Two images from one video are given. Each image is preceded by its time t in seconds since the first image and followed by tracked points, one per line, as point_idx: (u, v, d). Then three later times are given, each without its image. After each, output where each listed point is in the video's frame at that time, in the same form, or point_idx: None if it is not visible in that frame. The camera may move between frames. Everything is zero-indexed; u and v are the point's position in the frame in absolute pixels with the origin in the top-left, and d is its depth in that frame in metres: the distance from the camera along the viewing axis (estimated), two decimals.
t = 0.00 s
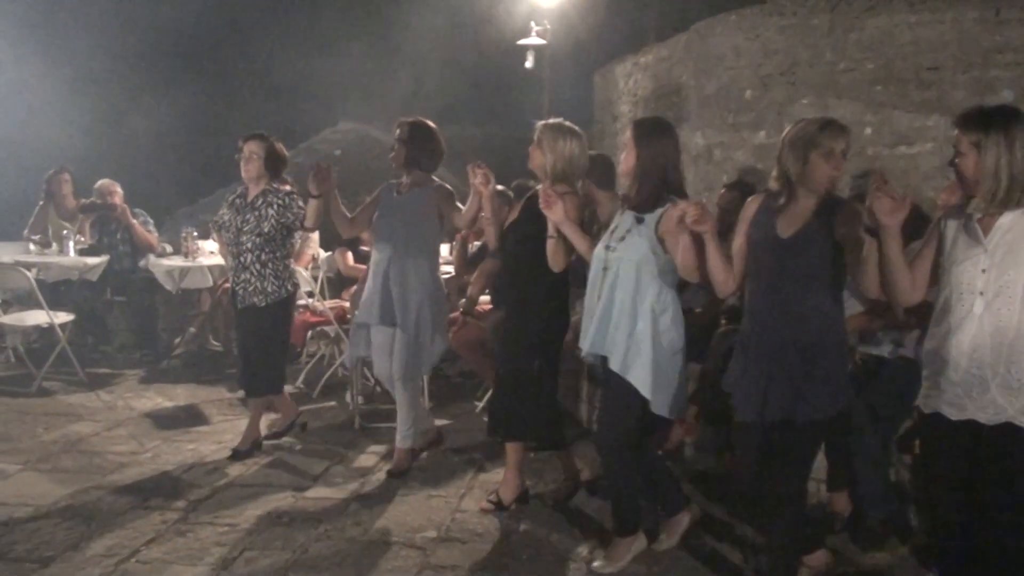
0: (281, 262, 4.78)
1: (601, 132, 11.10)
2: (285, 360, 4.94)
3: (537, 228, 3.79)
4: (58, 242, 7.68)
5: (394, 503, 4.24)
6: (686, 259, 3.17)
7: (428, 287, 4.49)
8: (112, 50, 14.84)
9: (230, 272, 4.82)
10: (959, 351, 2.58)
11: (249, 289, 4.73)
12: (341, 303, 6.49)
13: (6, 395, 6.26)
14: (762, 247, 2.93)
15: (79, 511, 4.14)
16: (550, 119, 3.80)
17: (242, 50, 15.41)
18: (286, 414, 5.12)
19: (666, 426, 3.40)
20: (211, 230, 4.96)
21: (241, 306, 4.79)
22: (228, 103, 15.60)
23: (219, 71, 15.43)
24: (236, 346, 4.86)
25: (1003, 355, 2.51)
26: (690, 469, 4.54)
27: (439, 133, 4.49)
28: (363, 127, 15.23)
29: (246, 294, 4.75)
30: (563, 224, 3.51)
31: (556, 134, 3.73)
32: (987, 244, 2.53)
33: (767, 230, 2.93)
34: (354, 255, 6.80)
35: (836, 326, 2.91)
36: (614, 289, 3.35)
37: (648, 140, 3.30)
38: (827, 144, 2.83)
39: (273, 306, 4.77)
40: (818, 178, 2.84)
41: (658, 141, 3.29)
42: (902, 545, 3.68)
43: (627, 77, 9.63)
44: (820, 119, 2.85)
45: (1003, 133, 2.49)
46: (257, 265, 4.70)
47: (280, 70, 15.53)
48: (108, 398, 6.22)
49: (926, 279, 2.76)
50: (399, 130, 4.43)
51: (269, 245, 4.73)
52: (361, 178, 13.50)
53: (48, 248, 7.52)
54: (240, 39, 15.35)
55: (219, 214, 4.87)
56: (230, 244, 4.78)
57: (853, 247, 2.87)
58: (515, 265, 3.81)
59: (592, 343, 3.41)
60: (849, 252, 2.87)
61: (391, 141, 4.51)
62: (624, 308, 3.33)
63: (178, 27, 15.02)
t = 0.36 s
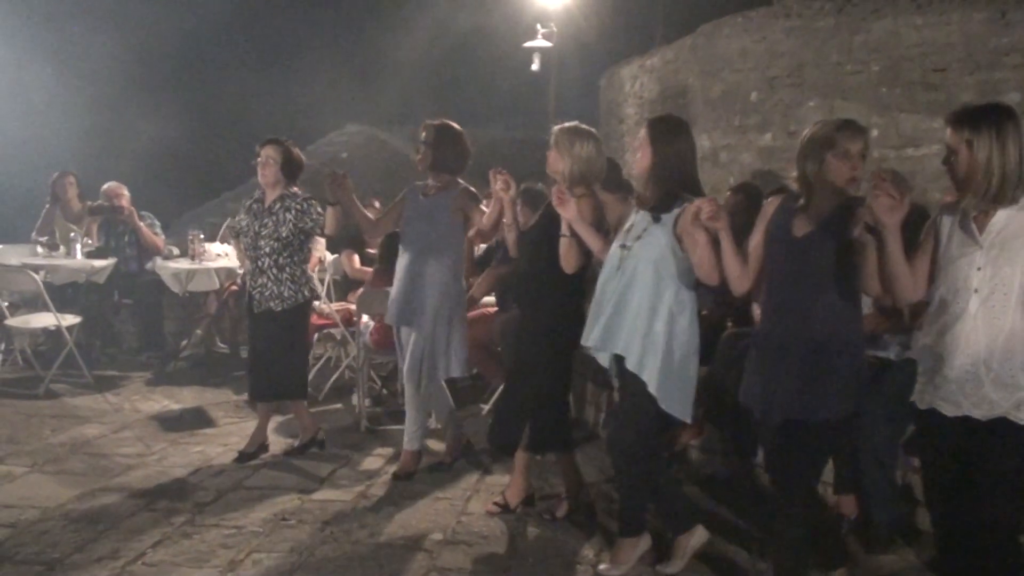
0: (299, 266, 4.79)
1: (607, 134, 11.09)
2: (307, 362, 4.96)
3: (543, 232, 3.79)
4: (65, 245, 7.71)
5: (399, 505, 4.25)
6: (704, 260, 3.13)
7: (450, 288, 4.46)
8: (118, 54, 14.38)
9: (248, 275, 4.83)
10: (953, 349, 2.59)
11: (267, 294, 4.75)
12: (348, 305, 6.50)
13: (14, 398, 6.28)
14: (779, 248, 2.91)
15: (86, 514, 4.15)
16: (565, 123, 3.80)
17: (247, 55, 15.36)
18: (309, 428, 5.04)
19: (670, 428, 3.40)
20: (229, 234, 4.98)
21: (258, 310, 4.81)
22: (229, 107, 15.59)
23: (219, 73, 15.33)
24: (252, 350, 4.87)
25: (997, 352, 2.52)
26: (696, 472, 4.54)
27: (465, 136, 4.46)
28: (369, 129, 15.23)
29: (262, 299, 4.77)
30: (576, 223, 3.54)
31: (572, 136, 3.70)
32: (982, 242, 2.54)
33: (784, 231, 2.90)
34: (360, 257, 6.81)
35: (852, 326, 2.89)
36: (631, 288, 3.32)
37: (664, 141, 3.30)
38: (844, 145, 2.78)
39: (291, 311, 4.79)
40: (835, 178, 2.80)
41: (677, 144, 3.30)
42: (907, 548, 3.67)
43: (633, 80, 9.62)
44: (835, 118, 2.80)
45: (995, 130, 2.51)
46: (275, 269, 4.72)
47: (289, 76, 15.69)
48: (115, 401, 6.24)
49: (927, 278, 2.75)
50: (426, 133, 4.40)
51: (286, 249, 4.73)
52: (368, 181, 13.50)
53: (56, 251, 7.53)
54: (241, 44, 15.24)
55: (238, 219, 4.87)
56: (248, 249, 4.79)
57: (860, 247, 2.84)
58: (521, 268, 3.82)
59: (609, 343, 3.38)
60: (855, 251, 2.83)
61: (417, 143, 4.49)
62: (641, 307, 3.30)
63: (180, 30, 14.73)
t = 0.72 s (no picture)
0: (320, 269, 4.80)
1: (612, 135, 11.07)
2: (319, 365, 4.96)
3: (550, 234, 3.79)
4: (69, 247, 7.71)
5: (405, 507, 4.25)
6: (736, 273, 3.11)
7: (473, 294, 4.47)
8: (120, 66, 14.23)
9: (269, 279, 4.80)
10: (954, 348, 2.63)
11: (290, 297, 4.71)
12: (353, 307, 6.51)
13: (19, 400, 6.28)
14: (807, 257, 2.99)
15: (91, 516, 4.15)
16: (589, 124, 3.79)
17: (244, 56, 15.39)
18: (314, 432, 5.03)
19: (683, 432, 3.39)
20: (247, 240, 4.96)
21: (280, 313, 4.75)
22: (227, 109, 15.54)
23: (219, 76, 15.25)
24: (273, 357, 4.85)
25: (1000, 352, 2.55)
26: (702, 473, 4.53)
27: (484, 143, 4.46)
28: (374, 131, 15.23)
29: (285, 302, 4.73)
30: (601, 232, 3.48)
31: (597, 139, 3.73)
32: (989, 242, 2.57)
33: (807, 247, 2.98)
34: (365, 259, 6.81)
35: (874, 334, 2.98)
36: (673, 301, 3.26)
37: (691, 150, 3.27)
38: (866, 157, 2.84)
39: (314, 314, 4.77)
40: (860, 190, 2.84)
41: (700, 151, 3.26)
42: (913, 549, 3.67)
43: (637, 80, 9.61)
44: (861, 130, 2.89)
45: (1004, 133, 2.55)
46: (299, 273, 4.72)
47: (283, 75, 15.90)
48: (120, 403, 6.24)
49: (935, 280, 2.72)
50: (443, 138, 4.38)
51: (309, 254, 4.75)
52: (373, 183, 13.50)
53: (61, 254, 7.53)
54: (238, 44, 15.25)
55: (256, 225, 4.85)
56: (269, 254, 4.78)
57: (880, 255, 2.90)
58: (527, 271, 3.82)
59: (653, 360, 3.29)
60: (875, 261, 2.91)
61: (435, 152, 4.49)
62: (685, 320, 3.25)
63: (179, 36, 14.61)
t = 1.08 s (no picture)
0: (327, 265, 4.78)
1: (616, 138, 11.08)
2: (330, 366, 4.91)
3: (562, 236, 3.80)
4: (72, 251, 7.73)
5: (407, 510, 4.25)
6: (758, 266, 3.02)
7: (486, 292, 4.43)
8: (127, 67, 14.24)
9: (277, 278, 4.79)
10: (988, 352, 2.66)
11: (298, 295, 4.70)
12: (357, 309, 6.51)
13: (22, 403, 6.29)
14: (829, 254, 3.00)
15: (94, 519, 4.15)
16: (603, 118, 3.77)
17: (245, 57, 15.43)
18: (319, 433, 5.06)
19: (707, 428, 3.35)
20: (253, 240, 4.95)
21: (290, 312, 4.75)
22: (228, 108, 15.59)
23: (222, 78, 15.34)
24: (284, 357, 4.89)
25: None
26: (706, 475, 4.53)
27: (490, 136, 4.41)
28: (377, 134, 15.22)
29: (294, 300, 4.72)
30: (623, 230, 3.51)
31: (613, 133, 3.71)
32: (1015, 239, 2.60)
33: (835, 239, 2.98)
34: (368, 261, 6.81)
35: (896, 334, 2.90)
36: (686, 294, 3.25)
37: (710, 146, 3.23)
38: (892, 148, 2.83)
39: (322, 311, 4.76)
40: (885, 182, 2.84)
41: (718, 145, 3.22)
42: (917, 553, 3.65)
43: (640, 83, 9.61)
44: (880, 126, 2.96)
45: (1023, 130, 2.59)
46: (305, 270, 4.70)
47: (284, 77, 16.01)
48: (124, 406, 6.24)
49: (960, 282, 2.73)
50: (450, 134, 4.38)
51: (315, 249, 4.72)
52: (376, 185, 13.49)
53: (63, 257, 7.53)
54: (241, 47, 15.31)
55: (264, 223, 4.86)
56: (275, 252, 4.77)
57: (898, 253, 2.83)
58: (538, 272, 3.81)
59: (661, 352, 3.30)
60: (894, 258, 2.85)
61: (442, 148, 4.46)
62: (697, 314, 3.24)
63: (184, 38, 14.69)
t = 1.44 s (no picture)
0: (331, 271, 4.78)
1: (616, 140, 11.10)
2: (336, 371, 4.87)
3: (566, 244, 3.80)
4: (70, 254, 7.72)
5: (405, 513, 4.25)
6: (779, 285, 3.07)
7: (501, 304, 4.43)
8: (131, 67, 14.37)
9: (281, 284, 4.80)
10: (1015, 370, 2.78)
11: (303, 301, 4.72)
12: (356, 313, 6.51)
13: (20, 406, 6.29)
14: (866, 269, 2.91)
15: (93, 522, 4.15)
16: (611, 129, 3.79)
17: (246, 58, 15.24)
18: (319, 436, 5.06)
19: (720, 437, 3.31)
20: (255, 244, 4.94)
21: (295, 318, 4.77)
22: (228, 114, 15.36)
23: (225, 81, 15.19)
24: (283, 360, 4.88)
25: None
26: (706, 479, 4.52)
27: (494, 149, 4.39)
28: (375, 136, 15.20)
29: (299, 306, 4.74)
30: (643, 244, 3.46)
31: (623, 145, 3.74)
32: None
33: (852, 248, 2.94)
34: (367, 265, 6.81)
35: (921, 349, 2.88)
36: (707, 313, 3.22)
37: (728, 160, 3.22)
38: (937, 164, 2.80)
39: (328, 317, 4.77)
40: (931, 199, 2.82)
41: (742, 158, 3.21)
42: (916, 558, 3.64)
43: (639, 86, 9.62)
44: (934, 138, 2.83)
45: None
46: (309, 276, 4.71)
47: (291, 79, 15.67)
48: (122, 408, 6.24)
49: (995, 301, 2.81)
50: (452, 149, 4.33)
51: (319, 255, 4.72)
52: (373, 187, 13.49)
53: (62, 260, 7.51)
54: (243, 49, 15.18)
55: (266, 228, 4.85)
56: (279, 257, 4.77)
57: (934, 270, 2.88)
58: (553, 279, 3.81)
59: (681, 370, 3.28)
60: (926, 277, 2.88)
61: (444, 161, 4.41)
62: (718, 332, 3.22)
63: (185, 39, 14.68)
